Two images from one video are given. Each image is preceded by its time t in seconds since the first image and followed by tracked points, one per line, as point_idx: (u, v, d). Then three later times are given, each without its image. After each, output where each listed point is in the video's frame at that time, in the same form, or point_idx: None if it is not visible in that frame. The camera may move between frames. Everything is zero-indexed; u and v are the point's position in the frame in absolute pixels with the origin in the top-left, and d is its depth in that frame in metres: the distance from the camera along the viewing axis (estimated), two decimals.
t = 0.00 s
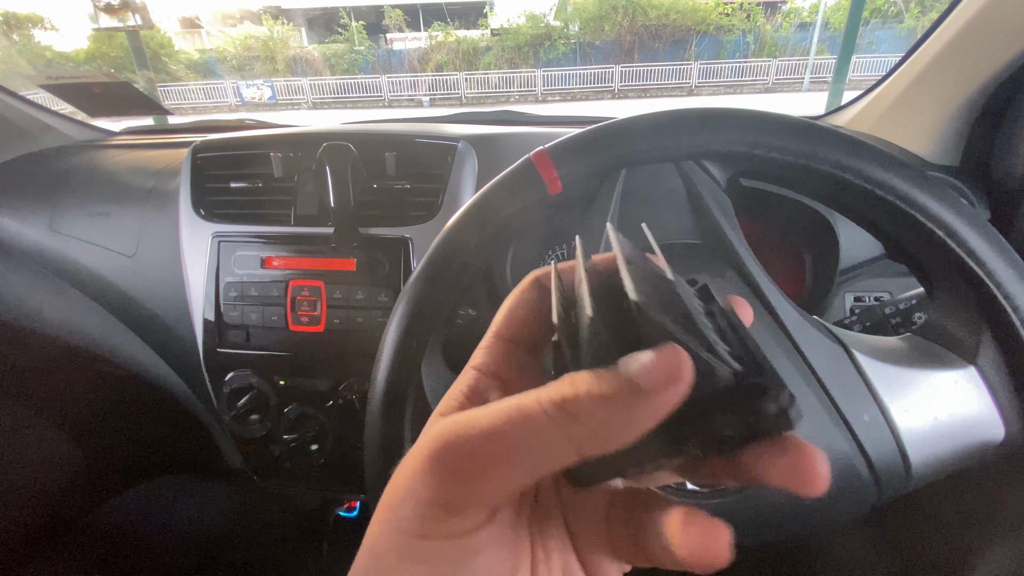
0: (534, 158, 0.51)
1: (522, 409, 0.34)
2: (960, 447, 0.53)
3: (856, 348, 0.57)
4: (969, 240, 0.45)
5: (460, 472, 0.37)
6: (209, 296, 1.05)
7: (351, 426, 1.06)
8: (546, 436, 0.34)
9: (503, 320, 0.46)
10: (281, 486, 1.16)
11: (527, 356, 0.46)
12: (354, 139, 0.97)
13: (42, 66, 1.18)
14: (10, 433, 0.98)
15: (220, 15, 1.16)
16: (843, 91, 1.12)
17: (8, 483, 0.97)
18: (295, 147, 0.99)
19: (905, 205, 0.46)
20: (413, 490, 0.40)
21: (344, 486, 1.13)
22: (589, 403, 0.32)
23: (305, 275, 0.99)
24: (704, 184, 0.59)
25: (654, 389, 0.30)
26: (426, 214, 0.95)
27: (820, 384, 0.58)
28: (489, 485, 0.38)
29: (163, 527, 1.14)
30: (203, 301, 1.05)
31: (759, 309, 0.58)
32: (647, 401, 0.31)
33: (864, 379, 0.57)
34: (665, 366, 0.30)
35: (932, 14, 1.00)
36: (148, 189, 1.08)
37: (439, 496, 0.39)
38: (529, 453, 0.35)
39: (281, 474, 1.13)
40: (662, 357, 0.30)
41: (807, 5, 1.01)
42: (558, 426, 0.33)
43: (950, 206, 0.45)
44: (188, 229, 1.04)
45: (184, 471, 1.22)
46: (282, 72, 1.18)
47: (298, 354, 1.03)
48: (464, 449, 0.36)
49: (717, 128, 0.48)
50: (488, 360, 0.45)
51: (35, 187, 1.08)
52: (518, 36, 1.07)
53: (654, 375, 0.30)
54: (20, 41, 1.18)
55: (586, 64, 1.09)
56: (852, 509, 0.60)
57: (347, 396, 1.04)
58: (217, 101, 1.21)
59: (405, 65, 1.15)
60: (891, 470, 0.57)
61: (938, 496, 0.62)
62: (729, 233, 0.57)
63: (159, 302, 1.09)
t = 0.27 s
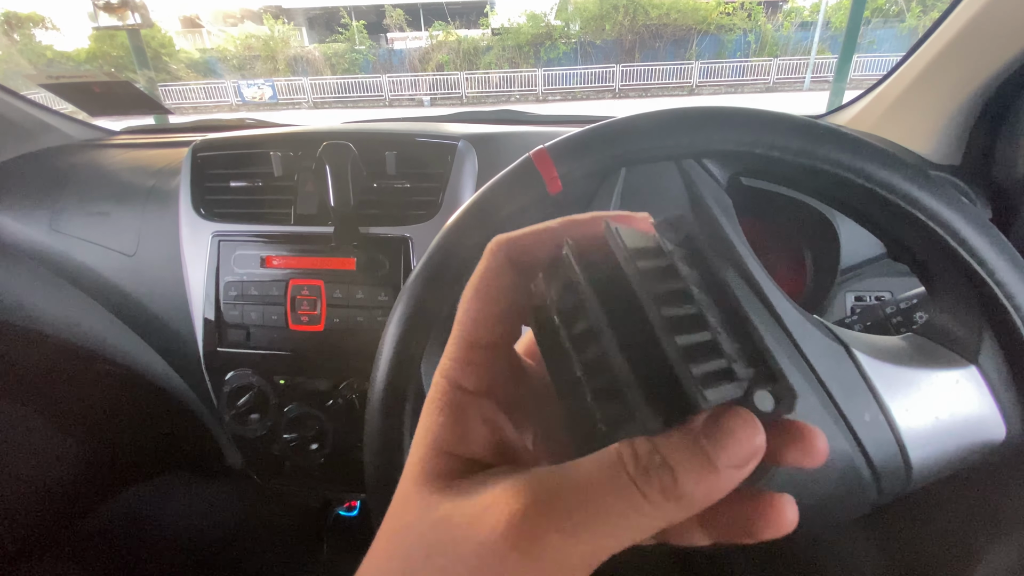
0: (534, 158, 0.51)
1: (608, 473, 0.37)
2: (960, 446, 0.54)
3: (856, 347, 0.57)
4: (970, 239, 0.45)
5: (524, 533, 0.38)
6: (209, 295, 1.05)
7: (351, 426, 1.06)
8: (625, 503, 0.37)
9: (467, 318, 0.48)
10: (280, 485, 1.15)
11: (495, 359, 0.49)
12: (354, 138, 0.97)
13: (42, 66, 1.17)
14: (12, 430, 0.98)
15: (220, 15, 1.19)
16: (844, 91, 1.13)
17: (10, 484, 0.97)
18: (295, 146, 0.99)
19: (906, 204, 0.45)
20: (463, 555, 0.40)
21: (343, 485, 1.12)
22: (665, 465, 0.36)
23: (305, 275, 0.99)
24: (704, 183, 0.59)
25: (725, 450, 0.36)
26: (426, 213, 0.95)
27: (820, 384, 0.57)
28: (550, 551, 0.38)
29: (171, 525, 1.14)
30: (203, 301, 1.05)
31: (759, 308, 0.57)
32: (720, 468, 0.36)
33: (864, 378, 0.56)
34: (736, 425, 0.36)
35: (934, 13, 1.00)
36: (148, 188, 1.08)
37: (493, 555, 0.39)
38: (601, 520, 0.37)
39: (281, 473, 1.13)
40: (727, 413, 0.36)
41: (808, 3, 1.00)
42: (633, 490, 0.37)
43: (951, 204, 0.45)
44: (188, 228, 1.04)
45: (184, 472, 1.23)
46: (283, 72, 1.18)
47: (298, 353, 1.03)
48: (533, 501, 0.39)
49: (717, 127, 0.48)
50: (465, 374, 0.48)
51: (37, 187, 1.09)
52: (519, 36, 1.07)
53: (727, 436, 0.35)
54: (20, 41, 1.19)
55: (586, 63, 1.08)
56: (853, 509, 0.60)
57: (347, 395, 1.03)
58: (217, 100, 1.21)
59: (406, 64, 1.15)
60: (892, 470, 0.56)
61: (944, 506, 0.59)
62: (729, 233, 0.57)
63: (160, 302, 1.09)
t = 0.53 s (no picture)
0: (535, 158, 0.51)
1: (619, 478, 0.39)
2: (962, 446, 0.53)
3: (858, 347, 0.57)
4: (970, 239, 0.45)
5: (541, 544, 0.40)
6: (210, 295, 1.05)
7: (351, 425, 1.06)
8: (637, 510, 0.38)
9: (452, 316, 0.45)
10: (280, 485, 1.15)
11: (487, 358, 0.47)
12: (355, 138, 0.97)
13: (43, 66, 1.18)
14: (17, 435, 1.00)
15: (221, 14, 1.19)
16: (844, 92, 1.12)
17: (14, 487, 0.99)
18: (296, 146, 0.99)
19: (907, 203, 0.46)
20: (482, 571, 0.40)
21: (343, 485, 1.12)
22: (673, 470, 0.37)
23: (306, 274, 0.99)
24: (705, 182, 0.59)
25: (732, 455, 0.36)
26: (427, 213, 0.95)
27: (821, 383, 0.57)
28: (570, 566, 0.39)
29: (178, 522, 1.16)
30: (204, 301, 1.05)
31: (760, 307, 0.58)
32: (725, 470, 0.36)
33: (866, 379, 0.56)
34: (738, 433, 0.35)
35: (934, 13, 1.00)
36: (149, 188, 1.08)
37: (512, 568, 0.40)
38: (614, 528, 0.39)
39: (282, 473, 1.13)
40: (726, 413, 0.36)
41: (809, 4, 1.01)
42: (641, 496, 0.38)
43: (952, 204, 0.45)
44: (189, 228, 1.04)
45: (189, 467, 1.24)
46: (283, 72, 1.17)
47: (299, 352, 1.03)
48: (542, 508, 0.41)
49: (719, 127, 0.48)
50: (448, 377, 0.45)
51: (38, 187, 1.09)
52: (518, 36, 1.08)
53: (728, 438, 0.35)
54: (21, 41, 1.19)
55: (586, 63, 1.08)
56: (854, 509, 0.60)
57: (348, 395, 1.03)
58: (217, 100, 1.20)
59: (406, 64, 1.15)
60: (893, 470, 0.56)
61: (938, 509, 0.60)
62: (730, 232, 0.58)
63: (161, 302, 1.09)
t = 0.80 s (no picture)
0: (537, 155, 0.51)
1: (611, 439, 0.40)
2: (966, 443, 0.53)
3: (862, 345, 0.57)
4: (975, 237, 0.45)
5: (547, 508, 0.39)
6: (211, 293, 1.04)
7: (352, 424, 1.06)
8: (628, 467, 0.39)
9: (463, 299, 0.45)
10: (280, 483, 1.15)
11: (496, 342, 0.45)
12: (355, 136, 0.97)
13: (43, 65, 1.16)
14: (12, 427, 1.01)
15: (221, 13, 1.19)
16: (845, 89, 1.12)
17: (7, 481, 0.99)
18: (296, 144, 0.99)
19: (911, 201, 0.45)
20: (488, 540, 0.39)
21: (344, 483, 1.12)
22: (663, 426, 0.39)
23: (307, 273, 0.99)
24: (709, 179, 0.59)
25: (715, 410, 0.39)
26: (427, 211, 0.95)
27: (825, 382, 0.57)
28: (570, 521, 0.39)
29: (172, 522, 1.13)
30: (205, 299, 1.05)
31: (762, 305, 0.57)
32: (710, 427, 0.39)
33: (869, 377, 0.56)
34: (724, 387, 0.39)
35: (936, 12, 0.99)
36: (149, 186, 1.08)
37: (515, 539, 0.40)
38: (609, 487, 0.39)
39: (283, 471, 1.13)
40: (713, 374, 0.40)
41: (809, 3, 1.00)
42: (634, 453, 0.39)
43: (957, 202, 0.45)
44: (189, 226, 1.04)
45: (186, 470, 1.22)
46: (282, 71, 1.18)
47: (300, 351, 1.03)
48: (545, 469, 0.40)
49: (724, 123, 0.48)
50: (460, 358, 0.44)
51: (39, 186, 1.09)
52: (519, 35, 1.07)
53: (717, 396, 0.39)
54: (20, 40, 1.19)
55: (586, 62, 1.08)
56: (857, 507, 0.60)
57: (349, 394, 1.03)
58: (218, 99, 1.21)
59: (407, 63, 1.14)
60: (897, 468, 0.56)
61: (937, 507, 0.61)
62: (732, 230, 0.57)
63: (161, 300, 1.08)
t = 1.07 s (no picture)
0: (537, 150, 0.51)
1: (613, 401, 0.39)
2: (967, 441, 0.53)
3: (862, 341, 0.57)
4: (976, 231, 0.45)
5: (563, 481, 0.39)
6: (209, 290, 1.04)
7: (351, 421, 1.06)
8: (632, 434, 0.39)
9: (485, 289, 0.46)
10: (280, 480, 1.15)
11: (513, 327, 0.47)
12: (354, 133, 0.96)
13: (41, 62, 1.16)
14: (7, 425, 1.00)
15: (220, 11, 1.17)
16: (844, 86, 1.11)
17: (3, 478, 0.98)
18: (295, 140, 0.98)
19: (912, 195, 0.45)
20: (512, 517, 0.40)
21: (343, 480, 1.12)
22: (661, 387, 0.38)
23: (305, 270, 0.99)
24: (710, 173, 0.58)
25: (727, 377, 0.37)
26: (427, 208, 0.94)
27: (826, 378, 0.57)
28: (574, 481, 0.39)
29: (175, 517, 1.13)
30: (203, 297, 1.05)
31: (764, 301, 0.57)
32: (713, 383, 0.37)
33: (869, 371, 0.56)
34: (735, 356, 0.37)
35: (933, 10, 1.00)
36: (147, 183, 1.07)
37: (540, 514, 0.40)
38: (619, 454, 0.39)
39: (282, 468, 1.13)
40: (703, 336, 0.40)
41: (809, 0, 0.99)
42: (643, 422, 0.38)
43: (957, 196, 0.45)
44: (188, 223, 1.04)
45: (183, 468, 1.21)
46: (281, 69, 1.19)
47: (299, 348, 1.02)
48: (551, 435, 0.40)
49: (725, 118, 0.47)
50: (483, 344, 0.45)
51: (37, 183, 1.09)
52: (518, 33, 1.05)
53: (717, 352, 0.37)
54: (18, 37, 1.19)
55: (586, 60, 1.08)
56: (856, 502, 0.60)
57: (348, 391, 1.02)
58: (217, 97, 1.22)
59: (405, 61, 1.15)
60: (898, 464, 0.57)
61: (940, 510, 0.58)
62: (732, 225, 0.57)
63: (158, 298, 1.08)
